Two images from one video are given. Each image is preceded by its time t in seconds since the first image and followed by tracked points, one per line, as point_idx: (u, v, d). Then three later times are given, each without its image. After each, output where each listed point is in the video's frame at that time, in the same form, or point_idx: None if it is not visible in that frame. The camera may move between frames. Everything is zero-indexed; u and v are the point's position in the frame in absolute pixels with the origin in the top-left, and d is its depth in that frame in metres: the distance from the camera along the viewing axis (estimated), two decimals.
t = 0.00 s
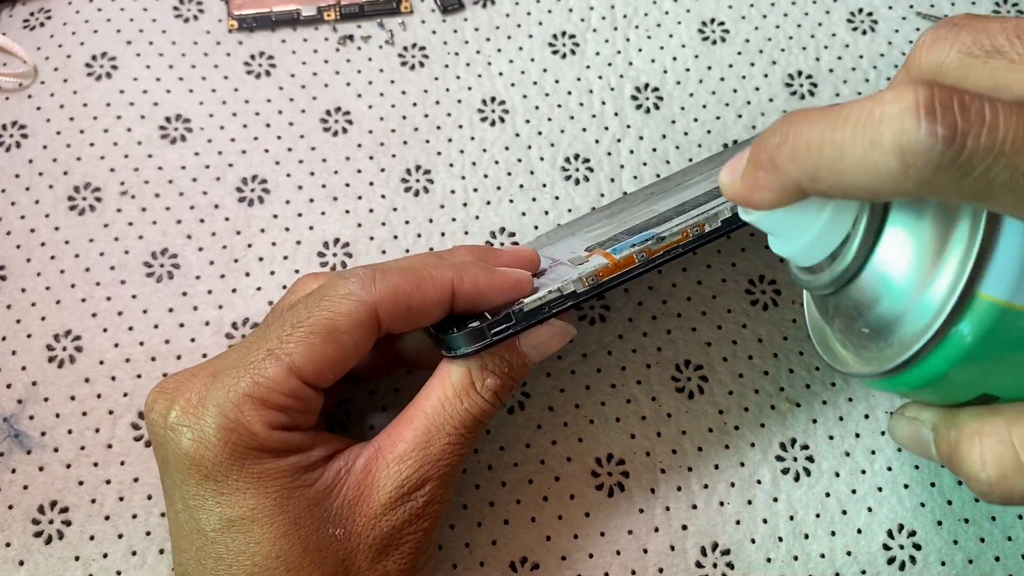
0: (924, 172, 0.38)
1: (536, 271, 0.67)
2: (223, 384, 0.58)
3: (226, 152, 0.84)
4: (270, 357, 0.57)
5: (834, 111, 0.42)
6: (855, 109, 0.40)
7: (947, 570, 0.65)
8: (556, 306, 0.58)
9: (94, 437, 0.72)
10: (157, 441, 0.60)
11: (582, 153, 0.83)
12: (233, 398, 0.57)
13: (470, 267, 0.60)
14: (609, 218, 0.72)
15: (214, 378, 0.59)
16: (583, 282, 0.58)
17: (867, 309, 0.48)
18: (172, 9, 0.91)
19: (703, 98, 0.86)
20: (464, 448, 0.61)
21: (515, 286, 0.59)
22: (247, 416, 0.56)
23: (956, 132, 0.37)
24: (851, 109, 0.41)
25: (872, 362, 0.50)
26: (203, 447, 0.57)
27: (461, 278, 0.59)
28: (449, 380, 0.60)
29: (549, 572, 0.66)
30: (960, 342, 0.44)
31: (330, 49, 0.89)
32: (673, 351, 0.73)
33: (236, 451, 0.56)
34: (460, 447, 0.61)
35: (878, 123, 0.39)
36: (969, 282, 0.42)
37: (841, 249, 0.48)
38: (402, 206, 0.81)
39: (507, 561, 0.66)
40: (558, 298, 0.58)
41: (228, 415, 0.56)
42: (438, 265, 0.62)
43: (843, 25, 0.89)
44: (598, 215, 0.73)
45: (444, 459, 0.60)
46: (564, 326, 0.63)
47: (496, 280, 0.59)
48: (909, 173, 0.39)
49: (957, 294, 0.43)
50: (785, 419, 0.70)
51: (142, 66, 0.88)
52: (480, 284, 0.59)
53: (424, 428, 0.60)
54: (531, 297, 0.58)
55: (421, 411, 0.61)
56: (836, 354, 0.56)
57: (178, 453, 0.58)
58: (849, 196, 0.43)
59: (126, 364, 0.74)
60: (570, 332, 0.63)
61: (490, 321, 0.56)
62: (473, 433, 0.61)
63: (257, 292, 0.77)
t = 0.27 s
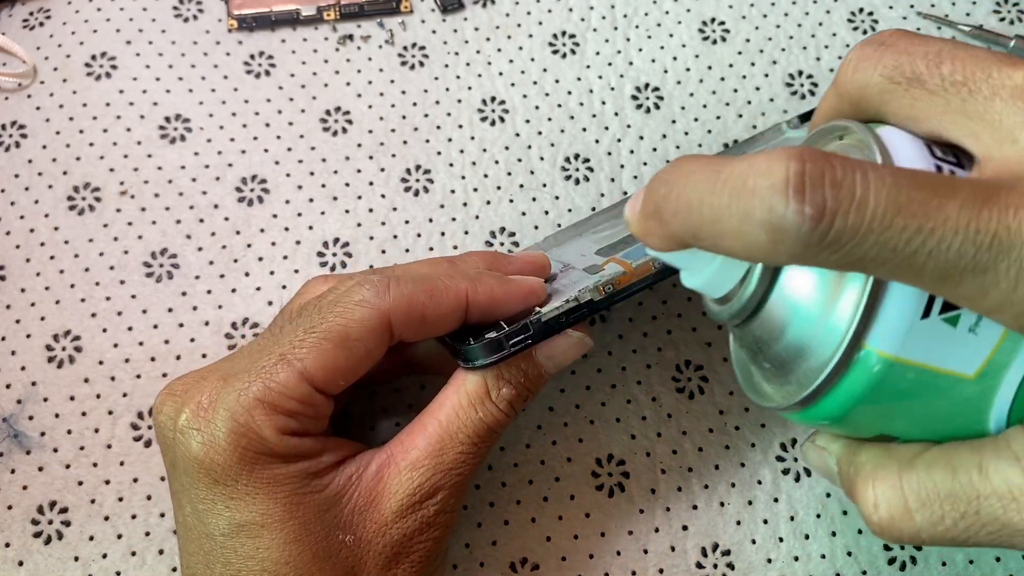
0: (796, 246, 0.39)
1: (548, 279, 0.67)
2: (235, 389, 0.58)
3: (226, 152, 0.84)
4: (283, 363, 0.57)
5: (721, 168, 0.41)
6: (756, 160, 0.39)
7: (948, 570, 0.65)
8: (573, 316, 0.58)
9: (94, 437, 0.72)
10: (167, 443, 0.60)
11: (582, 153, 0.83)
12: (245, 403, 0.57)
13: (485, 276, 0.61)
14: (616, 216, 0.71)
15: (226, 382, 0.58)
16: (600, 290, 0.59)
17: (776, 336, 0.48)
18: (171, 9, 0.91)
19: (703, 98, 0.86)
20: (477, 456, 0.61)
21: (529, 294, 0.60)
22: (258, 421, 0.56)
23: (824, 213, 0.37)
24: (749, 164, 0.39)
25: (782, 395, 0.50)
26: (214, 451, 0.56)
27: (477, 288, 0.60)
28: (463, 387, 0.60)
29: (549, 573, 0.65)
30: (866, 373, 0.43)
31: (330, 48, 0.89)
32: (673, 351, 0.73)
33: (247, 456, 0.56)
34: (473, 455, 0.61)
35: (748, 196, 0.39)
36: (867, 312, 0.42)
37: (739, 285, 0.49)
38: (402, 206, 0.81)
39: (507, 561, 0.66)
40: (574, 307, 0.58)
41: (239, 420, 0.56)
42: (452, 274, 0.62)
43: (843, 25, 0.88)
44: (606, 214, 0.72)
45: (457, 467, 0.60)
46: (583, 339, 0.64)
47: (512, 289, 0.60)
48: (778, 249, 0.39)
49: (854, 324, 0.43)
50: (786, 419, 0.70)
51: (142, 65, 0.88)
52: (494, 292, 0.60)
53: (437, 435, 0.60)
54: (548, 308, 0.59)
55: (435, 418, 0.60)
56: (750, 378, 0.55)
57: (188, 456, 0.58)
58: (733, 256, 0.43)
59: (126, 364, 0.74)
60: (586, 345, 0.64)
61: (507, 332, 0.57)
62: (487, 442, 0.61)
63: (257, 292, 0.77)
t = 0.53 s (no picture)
0: (976, 89, 0.34)
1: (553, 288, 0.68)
2: (241, 398, 0.58)
3: (226, 152, 0.84)
4: (288, 375, 0.57)
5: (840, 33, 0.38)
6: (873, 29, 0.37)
7: (947, 570, 0.65)
8: (585, 338, 0.59)
9: (94, 437, 0.72)
10: (169, 451, 0.60)
11: (582, 153, 0.83)
12: (250, 413, 0.57)
13: (494, 293, 0.61)
14: (619, 218, 0.73)
15: (232, 391, 0.58)
16: (612, 313, 0.59)
17: (881, 257, 0.40)
18: (172, 9, 0.91)
19: (703, 98, 0.86)
20: (484, 475, 0.61)
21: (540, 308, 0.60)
22: (263, 433, 0.56)
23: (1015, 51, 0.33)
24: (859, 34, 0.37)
25: (873, 315, 0.43)
26: (218, 460, 0.56)
27: (487, 305, 0.59)
28: (472, 407, 0.61)
29: (549, 573, 0.65)
30: (982, 306, 0.38)
31: (330, 48, 0.89)
32: (673, 351, 0.73)
33: (250, 467, 0.56)
34: (480, 474, 0.61)
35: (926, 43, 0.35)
36: (1005, 239, 0.36)
37: (859, 189, 0.40)
38: (402, 206, 0.81)
39: (507, 561, 0.66)
40: (586, 331, 0.59)
41: (243, 431, 0.56)
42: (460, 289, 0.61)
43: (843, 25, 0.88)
44: (609, 212, 0.74)
45: (464, 485, 0.60)
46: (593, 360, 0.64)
47: (523, 307, 0.60)
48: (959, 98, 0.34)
49: (980, 261, 0.37)
50: (786, 419, 0.70)
51: (142, 65, 0.88)
52: (506, 309, 0.59)
53: (445, 453, 0.60)
54: (562, 329, 0.59)
55: (442, 436, 0.61)
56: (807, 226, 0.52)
57: (190, 465, 0.58)
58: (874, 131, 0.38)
59: (126, 364, 0.74)
60: (597, 366, 0.64)
61: (519, 356, 0.58)
62: (494, 462, 0.61)
63: (257, 292, 0.77)
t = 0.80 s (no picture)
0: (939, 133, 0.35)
1: (558, 283, 0.67)
2: (255, 404, 0.56)
3: (226, 152, 0.84)
4: (302, 381, 0.56)
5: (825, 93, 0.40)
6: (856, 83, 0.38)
7: (947, 570, 0.65)
8: (601, 363, 0.61)
9: (94, 437, 0.72)
10: (182, 455, 0.59)
11: (582, 152, 0.83)
12: (264, 420, 0.55)
13: (508, 304, 0.60)
14: (619, 199, 0.74)
15: (245, 396, 0.57)
16: (629, 342, 0.61)
17: (900, 285, 0.42)
18: (172, 10, 0.91)
19: (703, 97, 0.86)
20: (498, 486, 0.60)
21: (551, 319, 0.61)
22: (277, 440, 0.55)
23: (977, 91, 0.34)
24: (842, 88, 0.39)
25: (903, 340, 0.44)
26: (230, 467, 0.55)
27: (504, 318, 0.59)
28: (489, 418, 0.61)
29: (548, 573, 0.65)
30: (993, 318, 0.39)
31: (330, 48, 0.89)
32: (673, 350, 0.73)
33: (264, 475, 0.55)
34: (494, 485, 0.60)
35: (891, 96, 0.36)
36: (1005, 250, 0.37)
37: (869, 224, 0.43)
38: (402, 206, 0.81)
39: (507, 562, 0.66)
40: (603, 357, 0.61)
41: (258, 439, 0.55)
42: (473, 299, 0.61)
43: (843, 26, 0.89)
44: (607, 192, 0.74)
45: (479, 496, 0.59)
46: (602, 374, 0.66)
47: (537, 322, 0.60)
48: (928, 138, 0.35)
49: (989, 268, 0.38)
50: (786, 419, 0.70)
51: (142, 66, 0.88)
52: (520, 323, 0.60)
53: (459, 464, 0.59)
54: (580, 352, 0.61)
55: (458, 447, 0.60)
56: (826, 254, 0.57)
57: (202, 471, 0.56)
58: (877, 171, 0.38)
59: (126, 364, 0.74)
60: (605, 382, 0.67)
61: (538, 378, 0.59)
62: (508, 473, 0.61)
63: (257, 292, 0.77)
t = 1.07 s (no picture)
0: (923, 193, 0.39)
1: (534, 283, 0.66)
2: (240, 408, 0.56)
3: (226, 152, 0.84)
4: (285, 384, 0.56)
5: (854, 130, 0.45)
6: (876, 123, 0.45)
7: (947, 570, 0.65)
8: (547, 333, 0.54)
9: (94, 437, 0.72)
10: (177, 464, 0.60)
11: (582, 153, 0.83)
12: (250, 424, 0.55)
13: (483, 273, 0.59)
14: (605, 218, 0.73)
15: (232, 400, 0.57)
16: (576, 310, 0.54)
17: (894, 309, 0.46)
18: (172, 10, 0.91)
19: (703, 97, 0.86)
20: (475, 493, 0.57)
21: (539, 300, 0.58)
22: (264, 446, 0.54)
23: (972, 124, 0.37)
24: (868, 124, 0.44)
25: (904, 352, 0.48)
26: (216, 473, 0.55)
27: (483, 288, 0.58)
28: (458, 420, 0.58)
29: (549, 573, 0.66)
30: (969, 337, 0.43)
31: (330, 49, 0.89)
32: (674, 350, 0.73)
33: (252, 483, 0.55)
34: (473, 493, 0.57)
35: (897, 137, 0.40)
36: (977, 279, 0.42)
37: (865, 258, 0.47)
38: (403, 206, 0.81)
39: (508, 561, 0.66)
40: (547, 325, 0.54)
41: (244, 445, 0.55)
42: (456, 275, 0.59)
43: (843, 26, 0.89)
44: (593, 212, 0.74)
45: (460, 510, 0.56)
46: (557, 343, 0.59)
47: (523, 290, 0.57)
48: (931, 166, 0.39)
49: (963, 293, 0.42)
50: (786, 419, 0.70)
51: (142, 66, 0.88)
52: (505, 298, 0.57)
53: (433, 471, 0.57)
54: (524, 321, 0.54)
55: (431, 453, 0.57)
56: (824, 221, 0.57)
57: (192, 479, 0.56)
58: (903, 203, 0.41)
59: (126, 365, 0.74)
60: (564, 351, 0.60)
61: (479, 343, 0.54)
62: (484, 475, 0.58)
63: (257, 292, 0.77)
